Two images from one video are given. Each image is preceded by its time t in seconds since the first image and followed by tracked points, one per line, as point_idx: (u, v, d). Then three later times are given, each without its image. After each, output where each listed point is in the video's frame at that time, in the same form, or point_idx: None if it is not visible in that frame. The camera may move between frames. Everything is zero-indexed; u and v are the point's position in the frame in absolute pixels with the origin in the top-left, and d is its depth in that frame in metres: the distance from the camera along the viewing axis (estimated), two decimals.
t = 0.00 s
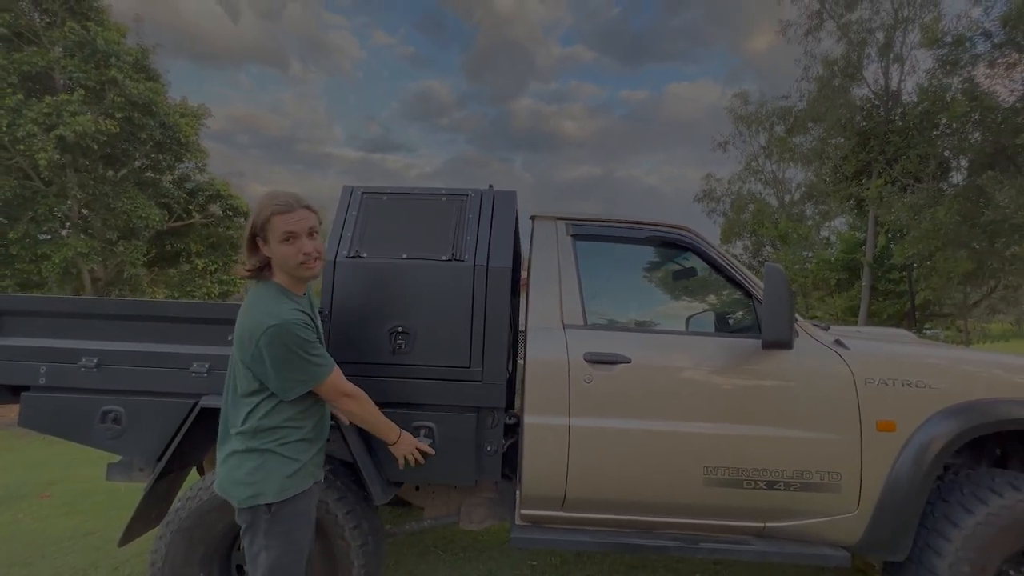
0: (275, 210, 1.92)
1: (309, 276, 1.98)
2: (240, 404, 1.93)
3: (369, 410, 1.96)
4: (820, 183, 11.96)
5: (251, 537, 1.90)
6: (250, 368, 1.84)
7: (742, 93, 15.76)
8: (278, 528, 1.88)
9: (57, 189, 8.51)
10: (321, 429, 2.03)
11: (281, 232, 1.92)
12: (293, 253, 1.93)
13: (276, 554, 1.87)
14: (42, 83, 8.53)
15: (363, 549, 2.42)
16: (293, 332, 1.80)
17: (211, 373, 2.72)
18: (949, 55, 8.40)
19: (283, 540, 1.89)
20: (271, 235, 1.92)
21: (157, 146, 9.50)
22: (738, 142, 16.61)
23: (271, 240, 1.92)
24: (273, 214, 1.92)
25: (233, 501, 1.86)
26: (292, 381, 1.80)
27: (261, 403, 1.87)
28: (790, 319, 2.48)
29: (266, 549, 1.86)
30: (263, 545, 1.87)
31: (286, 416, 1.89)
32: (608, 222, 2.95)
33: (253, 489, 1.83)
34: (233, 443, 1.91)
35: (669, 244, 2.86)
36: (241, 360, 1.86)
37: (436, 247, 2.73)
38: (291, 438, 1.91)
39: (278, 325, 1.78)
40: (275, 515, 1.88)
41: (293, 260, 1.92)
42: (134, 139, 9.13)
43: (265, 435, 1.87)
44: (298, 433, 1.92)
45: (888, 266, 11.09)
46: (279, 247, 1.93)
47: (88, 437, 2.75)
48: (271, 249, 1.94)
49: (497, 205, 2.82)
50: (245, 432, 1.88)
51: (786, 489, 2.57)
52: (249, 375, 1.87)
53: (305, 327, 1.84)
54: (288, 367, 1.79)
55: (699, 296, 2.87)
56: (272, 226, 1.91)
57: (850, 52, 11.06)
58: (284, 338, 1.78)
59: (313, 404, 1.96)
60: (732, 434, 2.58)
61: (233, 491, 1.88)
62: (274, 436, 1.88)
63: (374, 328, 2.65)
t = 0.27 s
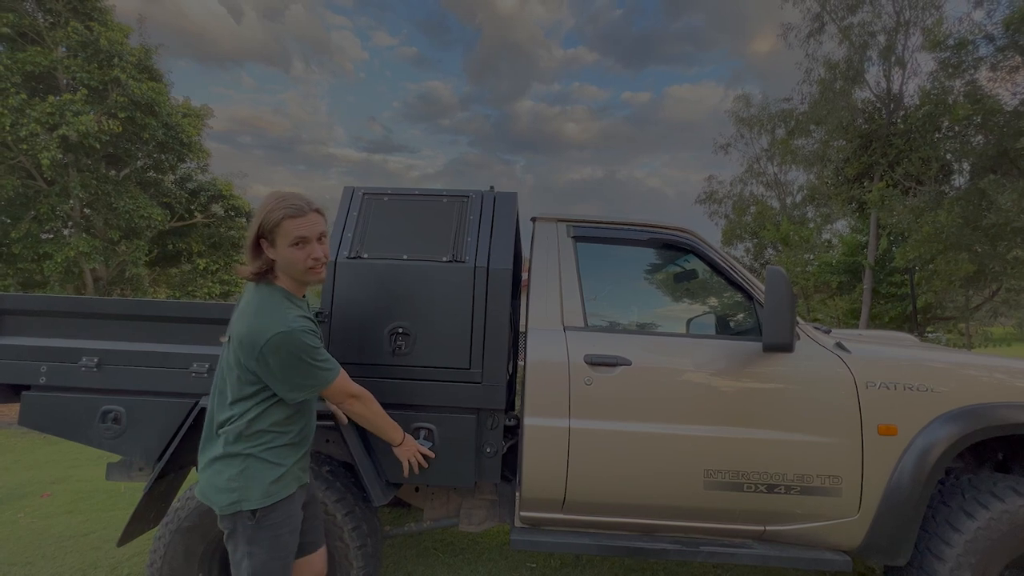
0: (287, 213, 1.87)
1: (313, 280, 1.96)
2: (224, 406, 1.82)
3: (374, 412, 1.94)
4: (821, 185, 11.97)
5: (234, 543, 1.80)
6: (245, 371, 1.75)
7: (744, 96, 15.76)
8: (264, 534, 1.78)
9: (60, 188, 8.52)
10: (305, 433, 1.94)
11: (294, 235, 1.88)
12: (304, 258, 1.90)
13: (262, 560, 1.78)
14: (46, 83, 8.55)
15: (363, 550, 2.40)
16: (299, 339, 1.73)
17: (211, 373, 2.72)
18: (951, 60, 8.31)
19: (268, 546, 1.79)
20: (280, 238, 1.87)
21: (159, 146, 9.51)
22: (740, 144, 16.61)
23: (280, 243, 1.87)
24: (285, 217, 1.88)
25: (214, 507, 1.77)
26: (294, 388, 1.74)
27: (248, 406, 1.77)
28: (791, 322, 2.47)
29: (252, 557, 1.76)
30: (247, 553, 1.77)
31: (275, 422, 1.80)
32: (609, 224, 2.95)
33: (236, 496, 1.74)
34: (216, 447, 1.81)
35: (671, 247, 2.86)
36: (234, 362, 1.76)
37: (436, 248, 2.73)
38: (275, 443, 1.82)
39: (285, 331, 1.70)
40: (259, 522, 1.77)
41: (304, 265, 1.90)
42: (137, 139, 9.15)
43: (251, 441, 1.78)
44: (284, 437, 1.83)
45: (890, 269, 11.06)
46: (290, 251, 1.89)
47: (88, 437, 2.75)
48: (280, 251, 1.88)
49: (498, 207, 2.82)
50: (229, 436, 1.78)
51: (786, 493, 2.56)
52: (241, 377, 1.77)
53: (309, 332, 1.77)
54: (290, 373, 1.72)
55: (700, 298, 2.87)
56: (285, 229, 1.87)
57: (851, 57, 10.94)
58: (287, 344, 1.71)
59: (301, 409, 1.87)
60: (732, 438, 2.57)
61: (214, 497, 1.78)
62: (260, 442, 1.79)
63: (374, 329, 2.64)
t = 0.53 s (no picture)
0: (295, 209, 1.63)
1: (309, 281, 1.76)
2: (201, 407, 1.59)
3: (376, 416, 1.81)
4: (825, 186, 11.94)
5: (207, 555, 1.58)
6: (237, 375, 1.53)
7: (747, 96, 15.73)
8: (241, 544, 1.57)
9: (63, 187, 8.53)
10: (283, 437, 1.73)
11: (302, 235, 1.66)
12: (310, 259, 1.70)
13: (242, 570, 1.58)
14: (50, 81, 8.56)
15: (363, 550, 2.39)
16: (298, 342, 1.54)
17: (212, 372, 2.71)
18: (957, 60, 8.28)
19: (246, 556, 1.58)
20: (285, 236, 1.62)
21: (163, 145, 9.52)
22: (743, 145, 16.57)
23: (286, 241, 1.62)
24: (292, 214, 1.63)
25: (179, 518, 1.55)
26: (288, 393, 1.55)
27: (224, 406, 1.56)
28: (794, 324, 2.46)
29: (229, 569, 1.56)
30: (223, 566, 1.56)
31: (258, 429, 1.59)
32: (611, 224, 2.94)
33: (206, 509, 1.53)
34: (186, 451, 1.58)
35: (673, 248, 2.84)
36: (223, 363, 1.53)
37: (438, 247, 2.72)
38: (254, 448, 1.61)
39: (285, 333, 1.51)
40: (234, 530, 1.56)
41: (312, 266, 1.70)
42: (140, 137, 9.16)
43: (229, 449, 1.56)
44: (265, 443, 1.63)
45: (893, 271, 11.02)
46: (297, 251, 1.66)
47: (88, 436, 2.74)
48: (286, 253, 1.63)
49: (500, 206, 2.81)
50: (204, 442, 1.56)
51: (788, 495, 2.54)
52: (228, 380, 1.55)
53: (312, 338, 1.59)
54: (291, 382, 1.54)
55: (703, 299, 2.85)
56: (294, 228, 1.63)
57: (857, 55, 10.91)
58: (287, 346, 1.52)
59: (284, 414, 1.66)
60: (734, 439, 2.56)
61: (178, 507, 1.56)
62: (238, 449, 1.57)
63: (375, 329, 2.63)
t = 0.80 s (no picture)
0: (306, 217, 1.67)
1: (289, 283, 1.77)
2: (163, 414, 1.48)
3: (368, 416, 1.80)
4: (829, 186, 11.90)
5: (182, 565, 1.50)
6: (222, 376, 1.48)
7: (751, 96, 15.70)
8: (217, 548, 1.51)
9: (68, 186, 8.57)
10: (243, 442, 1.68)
11: (307, 241, 1.70)
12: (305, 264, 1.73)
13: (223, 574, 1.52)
14: (55, 81, 8.58)
15: (365, 549, 2.40)
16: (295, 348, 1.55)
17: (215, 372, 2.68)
18: (962, 59, 8.24)
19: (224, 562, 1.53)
20: (298, 240, 1.64)
21: (167, 144, 9.55)
22: (746, 145, 16.54)
23: (299, 246, 1.65)
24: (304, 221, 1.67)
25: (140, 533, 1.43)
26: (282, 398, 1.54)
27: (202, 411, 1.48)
28: (797, 323, 2.45)
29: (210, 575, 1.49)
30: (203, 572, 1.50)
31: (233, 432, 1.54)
32: (614, 224, 2.93)
33: (179, 519, 1.44)
34: (150, 460, 1.46)
35: (675, 248, 2.84)
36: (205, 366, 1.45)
37: (440, 247, 2.72)
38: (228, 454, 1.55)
39: (285, 338, 1.52)
40: (209, 536, 1.50)
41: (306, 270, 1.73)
42: (144, 137, 9.19)
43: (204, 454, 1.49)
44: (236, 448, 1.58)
45: (897, 271, 10.98)
46: (302, 257, 1.68)
47: (93, 434, 2.75)
48: (294, 257, 1.66)
49: (502, 206, 2.80)
50: (174, 448, 1.46)
51: (790, 496, 2.54)
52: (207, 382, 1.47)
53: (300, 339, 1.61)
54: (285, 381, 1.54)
55: (705, 299, 2.85)
56: (306, 235, 1.67)
57: (862, 55, 10.88)
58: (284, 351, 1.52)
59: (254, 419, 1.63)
60: (736, 439, 2.55)
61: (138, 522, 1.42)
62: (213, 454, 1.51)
63: (377, 328, 2.64)
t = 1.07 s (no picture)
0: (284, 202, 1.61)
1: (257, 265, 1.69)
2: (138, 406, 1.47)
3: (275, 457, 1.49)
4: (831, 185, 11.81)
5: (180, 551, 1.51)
6: (176, 364, 1.40)
7: (753, 95, 15.66)
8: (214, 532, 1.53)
9: (71, 184, 8.59)
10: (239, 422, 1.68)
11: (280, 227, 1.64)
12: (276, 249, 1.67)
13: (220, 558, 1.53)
14: (59, 79, 8.60)
15: (366, 546, 2.40)
16: (239, 329, 1.41)
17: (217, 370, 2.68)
18: (965, 57, 8.20)
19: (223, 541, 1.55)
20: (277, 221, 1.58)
21: (169, 142, 9.57)
22: (749, 143, 16.51)
23: (275, 231, 1.59)
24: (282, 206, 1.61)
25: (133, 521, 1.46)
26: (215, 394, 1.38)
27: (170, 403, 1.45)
28: (797, 323, 2.45)
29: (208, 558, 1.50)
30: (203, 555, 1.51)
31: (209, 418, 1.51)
32: (615, 223, 2.93)
33: (165, 509, 1.44)
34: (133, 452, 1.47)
35: (677, 247, 2.84)
36: (161, 356, 1.41)
37: (442, 246, 2.73)
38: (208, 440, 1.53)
39: (226, 321, 1.38)
40: (205, 520, 1.52)
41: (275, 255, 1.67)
42: (146, 135, 9.20)
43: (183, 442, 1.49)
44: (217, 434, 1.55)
45: (900, 270, 10.94)
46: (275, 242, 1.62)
47: (98, 431, 2.76)
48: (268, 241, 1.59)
49: (504, 205, 2.81)
50: (155, 438, 1.46)
51: (790, 494, 2.55)
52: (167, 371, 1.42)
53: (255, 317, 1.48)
54: (229, 366, 1.38)
55: (707, 299, 2.85)
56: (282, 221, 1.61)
57: (866, 53, 10.84)
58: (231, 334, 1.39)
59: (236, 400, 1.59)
60: (736, 438, 2.56)
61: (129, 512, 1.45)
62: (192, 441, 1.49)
63: (379, 327, 2.64)
